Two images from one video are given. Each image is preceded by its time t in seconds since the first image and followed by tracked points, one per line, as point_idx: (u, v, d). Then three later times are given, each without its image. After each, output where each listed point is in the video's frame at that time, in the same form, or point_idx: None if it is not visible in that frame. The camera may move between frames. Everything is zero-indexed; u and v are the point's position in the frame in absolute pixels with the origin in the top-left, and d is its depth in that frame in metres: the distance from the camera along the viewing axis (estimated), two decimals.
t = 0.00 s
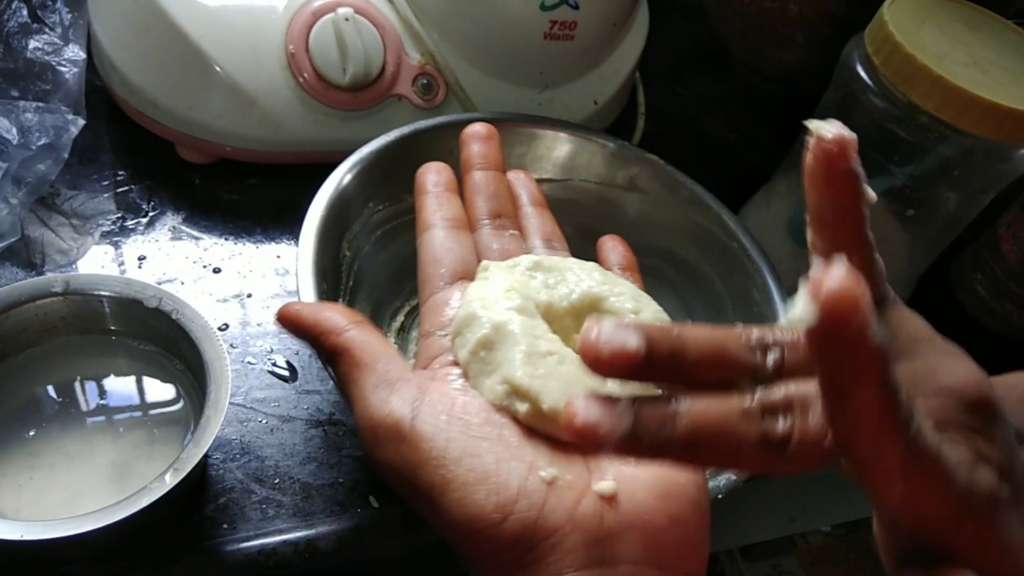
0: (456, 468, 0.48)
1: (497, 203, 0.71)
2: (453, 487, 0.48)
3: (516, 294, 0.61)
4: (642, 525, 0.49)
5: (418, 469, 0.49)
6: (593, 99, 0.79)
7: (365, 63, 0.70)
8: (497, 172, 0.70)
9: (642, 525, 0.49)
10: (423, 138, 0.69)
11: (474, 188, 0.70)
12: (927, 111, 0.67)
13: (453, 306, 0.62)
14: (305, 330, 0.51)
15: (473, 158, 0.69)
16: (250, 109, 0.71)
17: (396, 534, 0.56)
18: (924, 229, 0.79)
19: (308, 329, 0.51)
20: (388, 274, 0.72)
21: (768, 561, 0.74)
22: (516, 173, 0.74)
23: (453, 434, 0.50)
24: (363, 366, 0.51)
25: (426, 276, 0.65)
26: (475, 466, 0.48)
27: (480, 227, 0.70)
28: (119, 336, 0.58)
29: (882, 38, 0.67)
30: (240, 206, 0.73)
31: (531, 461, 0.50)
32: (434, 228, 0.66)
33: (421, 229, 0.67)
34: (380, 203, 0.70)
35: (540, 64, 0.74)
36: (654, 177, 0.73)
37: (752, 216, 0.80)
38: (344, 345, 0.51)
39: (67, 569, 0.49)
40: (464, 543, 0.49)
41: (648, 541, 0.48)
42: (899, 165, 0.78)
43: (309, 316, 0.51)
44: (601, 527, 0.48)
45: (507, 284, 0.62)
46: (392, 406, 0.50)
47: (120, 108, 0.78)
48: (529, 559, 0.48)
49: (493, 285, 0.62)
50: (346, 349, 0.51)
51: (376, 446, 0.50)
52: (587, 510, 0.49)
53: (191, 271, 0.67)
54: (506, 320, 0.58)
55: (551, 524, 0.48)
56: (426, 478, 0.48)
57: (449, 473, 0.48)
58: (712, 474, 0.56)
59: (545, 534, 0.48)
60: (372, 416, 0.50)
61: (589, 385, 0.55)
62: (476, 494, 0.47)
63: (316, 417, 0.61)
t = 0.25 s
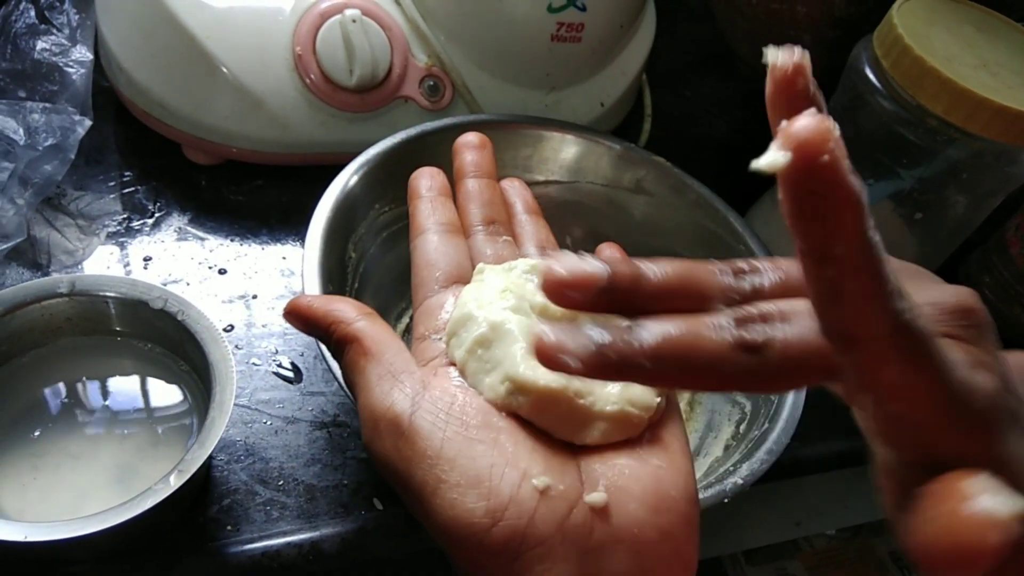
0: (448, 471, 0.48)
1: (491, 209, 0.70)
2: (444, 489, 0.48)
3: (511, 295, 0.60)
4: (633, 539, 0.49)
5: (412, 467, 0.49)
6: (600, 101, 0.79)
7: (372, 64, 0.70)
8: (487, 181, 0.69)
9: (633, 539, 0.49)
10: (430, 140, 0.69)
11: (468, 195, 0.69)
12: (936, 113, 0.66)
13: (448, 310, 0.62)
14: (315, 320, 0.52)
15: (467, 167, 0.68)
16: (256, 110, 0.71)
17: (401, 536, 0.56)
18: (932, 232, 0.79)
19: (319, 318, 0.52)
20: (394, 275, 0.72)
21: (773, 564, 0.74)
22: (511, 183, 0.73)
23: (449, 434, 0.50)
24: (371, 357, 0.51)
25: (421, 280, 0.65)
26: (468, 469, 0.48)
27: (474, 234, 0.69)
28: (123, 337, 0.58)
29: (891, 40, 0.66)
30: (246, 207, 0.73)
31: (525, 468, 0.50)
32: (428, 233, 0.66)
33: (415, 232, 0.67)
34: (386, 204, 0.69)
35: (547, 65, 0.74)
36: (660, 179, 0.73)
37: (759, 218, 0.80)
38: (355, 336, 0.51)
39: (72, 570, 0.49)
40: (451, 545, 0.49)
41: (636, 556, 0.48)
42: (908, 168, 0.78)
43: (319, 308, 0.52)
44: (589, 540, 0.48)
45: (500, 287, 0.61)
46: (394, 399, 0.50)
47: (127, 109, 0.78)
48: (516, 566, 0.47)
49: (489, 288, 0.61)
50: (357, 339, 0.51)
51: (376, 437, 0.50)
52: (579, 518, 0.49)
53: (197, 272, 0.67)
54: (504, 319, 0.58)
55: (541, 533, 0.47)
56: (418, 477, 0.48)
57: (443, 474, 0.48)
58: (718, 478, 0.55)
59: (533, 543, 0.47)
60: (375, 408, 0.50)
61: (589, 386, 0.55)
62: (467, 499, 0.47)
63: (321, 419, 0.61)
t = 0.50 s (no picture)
0: (441, 476, 0.48)
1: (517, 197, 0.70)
2: (437, 495, 0.47)
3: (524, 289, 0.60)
4: (622, 552, 0.49)
5: (405, 471, 0.48)
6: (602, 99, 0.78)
7: (372, 63, 0.70)
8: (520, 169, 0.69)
9: (623, 553, 0.49)
10: (431, 139, 0.69)
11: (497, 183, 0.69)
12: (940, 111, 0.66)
13: (458, 300, 0.63)
14: (306, 322, 0.51)
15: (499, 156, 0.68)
16: (256, 109, 0.70)
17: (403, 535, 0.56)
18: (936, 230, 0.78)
19: (310, 319, 0.51)
20: (395, 274, 0.72)
21: (776, 563, 0.74)
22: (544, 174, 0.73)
23: (444, 439, 0.50)
24: (363, 360, 0.50)
25: (437, 264, 0.66)
26: (462, 474, 0.48)
27: (499, 217, 0.70)
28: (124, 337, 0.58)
29: (895, 37, 0.66)
30: (246, 206, 0.73)
31: (519, 476, 0.50)
32: (448, 217, 0.66)
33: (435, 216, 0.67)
34: (386, 203, 0.69)
35: (548, 63, 0.74)
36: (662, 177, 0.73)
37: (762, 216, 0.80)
38: (345, 339, 0.50)
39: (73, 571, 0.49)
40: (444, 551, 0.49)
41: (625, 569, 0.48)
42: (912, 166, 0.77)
43: (310, 309, 0.51)
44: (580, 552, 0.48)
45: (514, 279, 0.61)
46: (386, 403, 0.49)
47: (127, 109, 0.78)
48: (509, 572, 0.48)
49: (502, 279, 0.61)
50: (347, 343, 0.50)
51: (370, 439, 0.50)
52: (570, 530, 0.49)
53: (198, 272, 0.67)
54: (513, 319, 0.57)
55: (533, 542, 0.48)
56: (412, 481, 0.48)
57: (435, 480, 0.48)
58: (720, 477, 0.55)
59: (524, 552, 0.48)
60: (367, 411, 0.49)
61: (596, 392, 0.55)
62: (459, 506, 0.47)
63: (322, 419, 0.60)
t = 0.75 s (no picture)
0: (432, 474, 0.48)
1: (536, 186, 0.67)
2: (427, 492, 0.47)
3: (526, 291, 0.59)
4: (612, 554, 0.48)
5: (396, 468, 0.48)
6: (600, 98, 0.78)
7: (370, 63, 0.70)
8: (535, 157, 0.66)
9: (613, 555, 0.48)
10: (428, 138, 0.69)
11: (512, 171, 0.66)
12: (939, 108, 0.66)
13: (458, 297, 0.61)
14: (305, 319, 0.52)
15: (513, 147, 0.67)
16: (253, 109, 0.70)
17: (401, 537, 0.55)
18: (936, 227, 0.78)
19: (309, 317, 0.52)
20: (394, 274, 0.72)
21: (777, 561, 0.74)
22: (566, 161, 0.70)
23: (437, 438, 0.49)
24: (358, 357, 0.50)
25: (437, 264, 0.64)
26: (453, 472, 0.48)
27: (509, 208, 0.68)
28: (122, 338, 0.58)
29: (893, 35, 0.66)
30: (244, 207, 0.73)
31: (510, 475, 0.49)
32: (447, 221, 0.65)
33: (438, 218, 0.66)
34: (384, 203, 0.69)
35: (547, 62, 0.74)
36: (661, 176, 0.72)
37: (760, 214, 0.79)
38: (341, 336, 0.51)
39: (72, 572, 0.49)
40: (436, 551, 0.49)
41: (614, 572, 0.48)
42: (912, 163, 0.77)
43: (310, 306, 0.52)
44: (568, 553, 0.48)
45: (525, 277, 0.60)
46: (380, 400, 0.50)
47: (125, 110, 0.78)
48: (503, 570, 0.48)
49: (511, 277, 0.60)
50: (344, 340, 0.51)
51: (364, 436, 0.50)
52: (559, 532, 0.48)
53: (196, 272, 0.67)
54: (506, 322, 0.56)
55: (522, 542, 0.48)
56: (401, 479, 0.48)
57: (426, 478, 0.48)
58: (720, 476, 0.55)
59: (513, 552, 0.48)
60: (360, 409, 0.50)
61: (591, 395, 0.54)
62: (447, 503, 0.47)
63: (321, 419, 0.60)
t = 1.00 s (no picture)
0: (441, 459, 0.47)
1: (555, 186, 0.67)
2: (436, 475, 0.47)
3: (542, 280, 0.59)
4: (615, 550, 0.48)
5: (406, 450, 0.48)
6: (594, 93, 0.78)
7: (363, 59, 0.70)
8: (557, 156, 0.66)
9: (616, 551, 0.48)
10: (422, 134, 0.69)
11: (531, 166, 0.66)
12: (933, 100, 0.66)
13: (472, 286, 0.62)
14: (322, 300, 0.53)
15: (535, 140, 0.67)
16: (246, 106, 0.70)
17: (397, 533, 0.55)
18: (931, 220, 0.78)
19: (326, 298, 0.53)
20: (389, 271, 0.72)
21: (775, 557, 0.72)
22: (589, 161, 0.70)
23: (443, 424, 0.49)
24: (371, 339, 0.51)
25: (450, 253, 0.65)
26: (463, 457, 0.47)
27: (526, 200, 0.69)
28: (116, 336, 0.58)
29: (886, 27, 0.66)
30: (238, 204, 0.73)
31: (519, 467, 0.49)
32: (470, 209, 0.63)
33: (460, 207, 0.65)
34: (378, 199, 0.69)
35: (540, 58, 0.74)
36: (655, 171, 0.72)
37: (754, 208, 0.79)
38: (356, 318, 0.52)
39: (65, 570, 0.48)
40: (440, 538, 0.48)
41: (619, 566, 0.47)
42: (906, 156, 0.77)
43: (327, 288, 0.53)
44: (575, 544, 0.47)
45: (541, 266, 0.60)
46: (394, 382, 0.50)
47: (117, 108, 0.77)
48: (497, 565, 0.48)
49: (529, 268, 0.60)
50: (358, 322, 0.52)
51: (371, 420, 0.50)
52: (567, 522, 0.48)
53: (190, 270, 0.67)
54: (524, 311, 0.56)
55: (528, 531, 0.47)
56: (412, 462, 0.48)
57: (435, 461, 0.47)
58: (715, 469, 0.55)
59: (518, 541, 0.46)
60: (372, 388, 0.50)
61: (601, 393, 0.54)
62: (457, 489, 0.46)
63: (315, 416, 0.60)
